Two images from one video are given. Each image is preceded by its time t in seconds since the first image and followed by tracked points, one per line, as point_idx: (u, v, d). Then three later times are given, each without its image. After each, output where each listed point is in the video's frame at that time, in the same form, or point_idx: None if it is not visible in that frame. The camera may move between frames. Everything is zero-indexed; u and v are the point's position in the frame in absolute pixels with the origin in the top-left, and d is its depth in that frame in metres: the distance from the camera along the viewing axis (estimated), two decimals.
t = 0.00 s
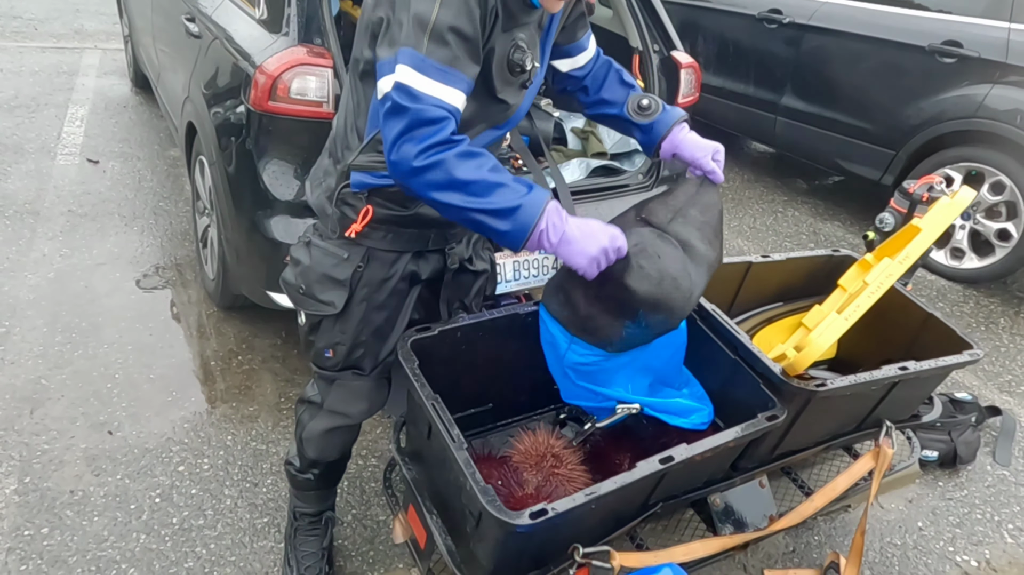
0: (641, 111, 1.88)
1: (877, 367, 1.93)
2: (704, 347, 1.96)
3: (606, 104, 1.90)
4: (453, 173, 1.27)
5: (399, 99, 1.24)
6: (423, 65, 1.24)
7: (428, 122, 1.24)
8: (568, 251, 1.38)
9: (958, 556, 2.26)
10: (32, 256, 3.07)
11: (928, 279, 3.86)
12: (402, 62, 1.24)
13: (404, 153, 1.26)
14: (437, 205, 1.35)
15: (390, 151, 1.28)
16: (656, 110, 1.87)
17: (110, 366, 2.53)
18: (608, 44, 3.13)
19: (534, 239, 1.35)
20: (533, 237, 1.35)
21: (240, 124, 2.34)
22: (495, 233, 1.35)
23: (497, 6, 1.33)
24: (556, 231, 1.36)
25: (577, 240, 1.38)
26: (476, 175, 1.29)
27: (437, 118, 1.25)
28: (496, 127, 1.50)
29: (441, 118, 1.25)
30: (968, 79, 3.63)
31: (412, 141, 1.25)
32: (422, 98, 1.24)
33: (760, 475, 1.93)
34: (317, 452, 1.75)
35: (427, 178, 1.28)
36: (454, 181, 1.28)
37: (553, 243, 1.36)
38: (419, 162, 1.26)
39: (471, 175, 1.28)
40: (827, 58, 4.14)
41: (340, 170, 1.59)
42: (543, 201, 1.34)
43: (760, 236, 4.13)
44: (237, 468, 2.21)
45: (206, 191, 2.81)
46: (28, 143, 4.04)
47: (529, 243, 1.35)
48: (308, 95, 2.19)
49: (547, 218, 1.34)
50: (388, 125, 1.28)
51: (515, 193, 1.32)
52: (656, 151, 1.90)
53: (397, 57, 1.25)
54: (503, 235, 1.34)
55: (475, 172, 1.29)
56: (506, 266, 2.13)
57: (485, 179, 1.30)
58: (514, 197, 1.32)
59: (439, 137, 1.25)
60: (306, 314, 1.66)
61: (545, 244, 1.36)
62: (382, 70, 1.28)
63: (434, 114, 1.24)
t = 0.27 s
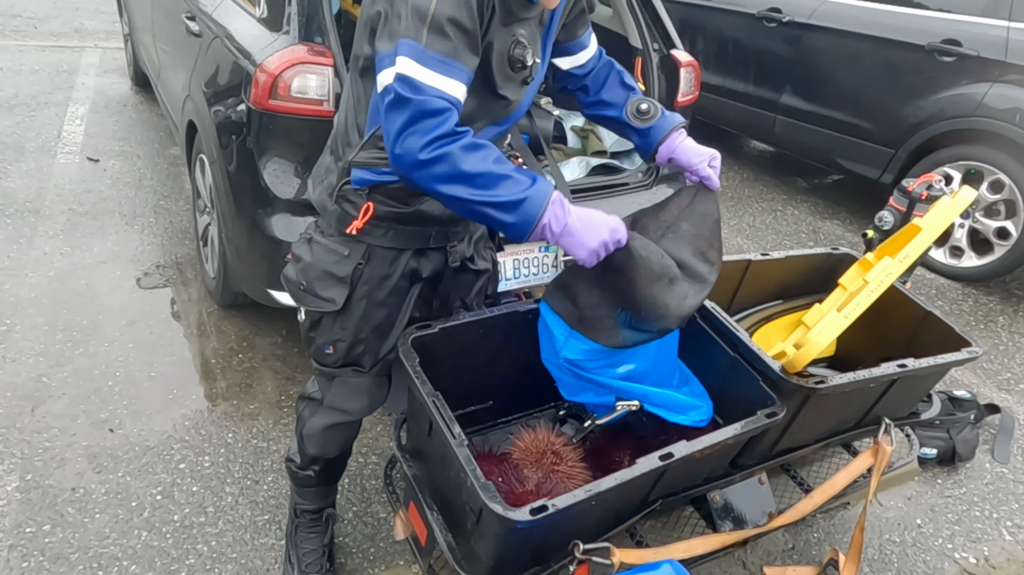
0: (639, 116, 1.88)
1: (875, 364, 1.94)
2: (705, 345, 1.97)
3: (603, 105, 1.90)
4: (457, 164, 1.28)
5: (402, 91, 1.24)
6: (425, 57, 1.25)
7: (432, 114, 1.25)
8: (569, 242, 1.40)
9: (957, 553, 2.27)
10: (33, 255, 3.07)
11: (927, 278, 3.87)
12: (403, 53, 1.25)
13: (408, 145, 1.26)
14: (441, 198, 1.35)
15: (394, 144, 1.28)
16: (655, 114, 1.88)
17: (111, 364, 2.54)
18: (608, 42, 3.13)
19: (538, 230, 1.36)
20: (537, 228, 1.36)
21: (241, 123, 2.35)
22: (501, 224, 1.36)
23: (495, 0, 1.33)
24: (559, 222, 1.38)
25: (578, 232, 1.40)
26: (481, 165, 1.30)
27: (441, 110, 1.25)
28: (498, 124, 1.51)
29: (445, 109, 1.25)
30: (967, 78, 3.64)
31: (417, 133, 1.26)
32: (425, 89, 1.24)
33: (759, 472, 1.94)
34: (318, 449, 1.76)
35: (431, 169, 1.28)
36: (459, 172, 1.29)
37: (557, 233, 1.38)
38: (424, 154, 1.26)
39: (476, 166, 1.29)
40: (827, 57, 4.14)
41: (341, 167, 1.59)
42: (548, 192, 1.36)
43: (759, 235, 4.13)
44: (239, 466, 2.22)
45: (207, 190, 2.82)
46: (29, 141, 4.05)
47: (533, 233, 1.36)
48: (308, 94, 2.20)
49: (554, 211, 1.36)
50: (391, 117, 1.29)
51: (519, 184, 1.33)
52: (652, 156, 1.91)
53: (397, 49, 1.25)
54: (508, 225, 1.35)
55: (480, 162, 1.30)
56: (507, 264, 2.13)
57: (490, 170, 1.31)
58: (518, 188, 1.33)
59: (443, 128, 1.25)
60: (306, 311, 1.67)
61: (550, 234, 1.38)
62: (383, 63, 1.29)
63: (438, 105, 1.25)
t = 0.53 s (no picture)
0: (643, 124, 1.88)
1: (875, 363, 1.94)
2: (706, 343, 1.97)
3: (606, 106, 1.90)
4: (460, 154, 1.29)
5: (402, 82, 1.25)
6: (422, 47, 1.25)
7: (433, 104, 1.25)
8: (574, 236, 1.42)
9: (957, 551, 2.28)
10: (34, 254, 3.08)
11: (927, 277, 3.87)
12: (401, 45, 1.25)
13: (410, 137, 1.27)
14: (444, 191, 1.36)
15: (396, 136, 1.29)
16: (659, 122, 1.88)
17: (113, 363, 2.54)
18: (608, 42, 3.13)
19: (541, 222, 1.37)
20: (540, 220, 1.37)
21: (242, 122, 2.35)
22: (505, 218, 1.37)
23: None
24: (563, 215, 1.39)
25: (583, 226, 1.42)
26: (484, 156, 1.30)
27: (441, 100, 1.25)
28: (497, 118, 1.50)
29: (445, 99, 1.26)
30: (967, 77, 3.64)
31: (419, 124, 1.26)
32: (424, 79, 1.25)
33: (760, 471, 1.94)
34: (321, 447, 1.77)
35: (434, 161, 1.29)
36: (462, 163, 1.30)
37: (562, 225, 1.40)
38: (427, 145, 1.27)
39: (478, 157, 1.30)
40: (826, 56, 4.15)
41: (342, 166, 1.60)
42: (550, 184, 1.36)
43: (759, 234, 4.14)
44: (241, 464, 2.22)
45: (208, 189, 2.82)
46: (29, 140, 4.05)
47: (536, 225, 1.37)
48: (310, 93, 2.21)
49: (558, 203, 1.37)
50: (392, 110, 1.29)
51: (521, 176, 1.34)
52: (654, 162, 1.92)
53: (395, 41, 1.26)
54: (512, 216, 1.36)
55: (482, 153, 1.30)
56: (508, 263, 2.14)
57: (492, 160, 1.31)
58: (521, 179, 1.34)
59: (445, 119, 1.26)
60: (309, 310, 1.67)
61: (553, 227, 1.39)
62: (382, 56, 1.29)
63: (438, 95, 1.25)
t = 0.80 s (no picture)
0: (651, 121, 1.88)
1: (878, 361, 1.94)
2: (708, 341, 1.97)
3: (611, 104, 1.90)
4: (464, 147, 1.29)
5: (404, 78, 1.25)
6: (424, 43, 1.24)
7: (436, 99, 1.25)
8: (582, 221, 1.41)
9: (959, 550, 2.28)
10: (36, 253, 3.07)
11: (928, 275, 3.87)
12: (401, 41, 1.25)
13: (414, 132, 1.27)
14: (450, 183, 1.36)
15: (400, 132, 1.29)
16: (666, 120, 1.88)
17: (114, 362, 2.54)
18: (609, 41, 3.13)
19: (548, 210, 1.37)
20: (547, 208, 1.37)
21: (244, 120, 2.35)
22: (511, 207, 1.37)
23: None
24: (570, 202, 1.39)
25: (591, 211, 1.42)
26: (488, 147, 1.30)
27: (443, 94, 1.25)
28: (495, 113, 1.50)
29: (447, 94, 1.26)
30: (968, 75, 3.64)
31: (422, 119, 1.26)
32: (426, 74, 1.25)
33: (763, 469, 1.94)
34: (323, 445, 1.76)
35: (439, 155, 1.29)
36: (466, 156, 1.29)
37: (570, 212, 1.40)
38: (431, 140, 1.27)
39: (482, 148, 1.30)
40: (827, 55, 4.15)
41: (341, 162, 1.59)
42: (555, 171, 1.36)
43: (761, 233, 4.14)
44: (243, 463, 2.22)
45: (210, 187, 2.82)
46: (30, 139, 4.05)
47: (542, 213, 1.37)
48: (312, 91, 2.21)
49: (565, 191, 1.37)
50: (395, 106, 1.29)
51: (526, 164, 1.34)
52: (661, 160, 1.92)
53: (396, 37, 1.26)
54: (518, 205, 1.36)
55: (485, 144, 1.30)
56: (510, 262, 2.14)
57: (496, 151, 1.31)
58: (527, 168, 1.34)
59: (448, 113, 1.26)
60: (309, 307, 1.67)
61: (560, 215, 1.39)
62: (383, 53, 1.29)
63: (440, 90, 1.25)
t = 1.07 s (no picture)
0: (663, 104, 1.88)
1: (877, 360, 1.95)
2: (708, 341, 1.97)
3: (626, 89, 1.91)
4: (453, 139, 1.28)
5: (397, 66, 1.25)
6: (417, 32, 1.25)
7: (427, 88, 1.25)
8: (568, 230, 1.39)
9: (959, 549, 2.28)
10: (36, 253, 3.08)
11: (927, 275, 3.88)
12: (394, 30, 1.25)
13: (404, 120, 1.27)
14: (435, 177, 1.35)
15: (391, 121, 1.28)
16: (680, 102, 1.88)
17: (115, 362, 2.54)
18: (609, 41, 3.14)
19: (534, 212, 1.36)
20: (533, 210, 1.35)
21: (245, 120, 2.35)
22: (496, 207, 1.36)
23: None
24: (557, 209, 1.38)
25: (577, 220, 1.40)
26: (477, 142, 1.30)
27: (434, 84, 1.25)
28: (491, 107, 1.50)
29: (440, 83, 1.26)
30: (967, 76, 3.65)
31: (413, 108, 1.26)
32: (418, 62, 1.25)
33: (764, 469, 1.95)
34: (325, 445, 1.77)
35: (427, 145, 1.29)
36: (454, 148, 1.29)
37: (557, 218, 1.38)
38: (420, 129, 1.27)
39: (471, 142, 1.29)
40: (826, 55, 4.15)
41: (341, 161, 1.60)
42: (542, 176, 1.36)
43: (760, 233, 4.14)
44: (244, 463, 2.23)
45: (210, 187, 2.82)
46: (30, 140, 4.05)
47: (527, 217, 1.36)
48: (312, 92, 2.21)
49: (552, 195, 1.36)
50: (386, 96, 1.29)
51: (513, 165, 1.34)
52: (676, 142, 1.92)
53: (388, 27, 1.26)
54: (504, 204, 1.35)
55: (474, 139, 1.30)
56: (510, 262, 2.15)
57: (484, 147, 1.31)
58: (515, 169, 1.34)
59: (439, 102, 1.26)
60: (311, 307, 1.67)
61: (546, 220, 1.37)
62: (376, 45, 1.30)
63: (432, 79, 1.25)
